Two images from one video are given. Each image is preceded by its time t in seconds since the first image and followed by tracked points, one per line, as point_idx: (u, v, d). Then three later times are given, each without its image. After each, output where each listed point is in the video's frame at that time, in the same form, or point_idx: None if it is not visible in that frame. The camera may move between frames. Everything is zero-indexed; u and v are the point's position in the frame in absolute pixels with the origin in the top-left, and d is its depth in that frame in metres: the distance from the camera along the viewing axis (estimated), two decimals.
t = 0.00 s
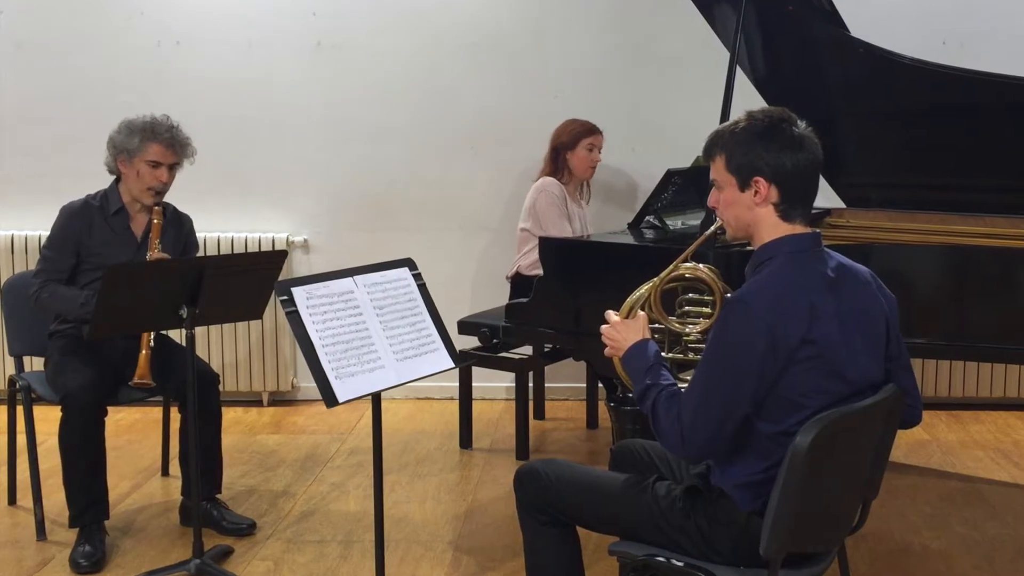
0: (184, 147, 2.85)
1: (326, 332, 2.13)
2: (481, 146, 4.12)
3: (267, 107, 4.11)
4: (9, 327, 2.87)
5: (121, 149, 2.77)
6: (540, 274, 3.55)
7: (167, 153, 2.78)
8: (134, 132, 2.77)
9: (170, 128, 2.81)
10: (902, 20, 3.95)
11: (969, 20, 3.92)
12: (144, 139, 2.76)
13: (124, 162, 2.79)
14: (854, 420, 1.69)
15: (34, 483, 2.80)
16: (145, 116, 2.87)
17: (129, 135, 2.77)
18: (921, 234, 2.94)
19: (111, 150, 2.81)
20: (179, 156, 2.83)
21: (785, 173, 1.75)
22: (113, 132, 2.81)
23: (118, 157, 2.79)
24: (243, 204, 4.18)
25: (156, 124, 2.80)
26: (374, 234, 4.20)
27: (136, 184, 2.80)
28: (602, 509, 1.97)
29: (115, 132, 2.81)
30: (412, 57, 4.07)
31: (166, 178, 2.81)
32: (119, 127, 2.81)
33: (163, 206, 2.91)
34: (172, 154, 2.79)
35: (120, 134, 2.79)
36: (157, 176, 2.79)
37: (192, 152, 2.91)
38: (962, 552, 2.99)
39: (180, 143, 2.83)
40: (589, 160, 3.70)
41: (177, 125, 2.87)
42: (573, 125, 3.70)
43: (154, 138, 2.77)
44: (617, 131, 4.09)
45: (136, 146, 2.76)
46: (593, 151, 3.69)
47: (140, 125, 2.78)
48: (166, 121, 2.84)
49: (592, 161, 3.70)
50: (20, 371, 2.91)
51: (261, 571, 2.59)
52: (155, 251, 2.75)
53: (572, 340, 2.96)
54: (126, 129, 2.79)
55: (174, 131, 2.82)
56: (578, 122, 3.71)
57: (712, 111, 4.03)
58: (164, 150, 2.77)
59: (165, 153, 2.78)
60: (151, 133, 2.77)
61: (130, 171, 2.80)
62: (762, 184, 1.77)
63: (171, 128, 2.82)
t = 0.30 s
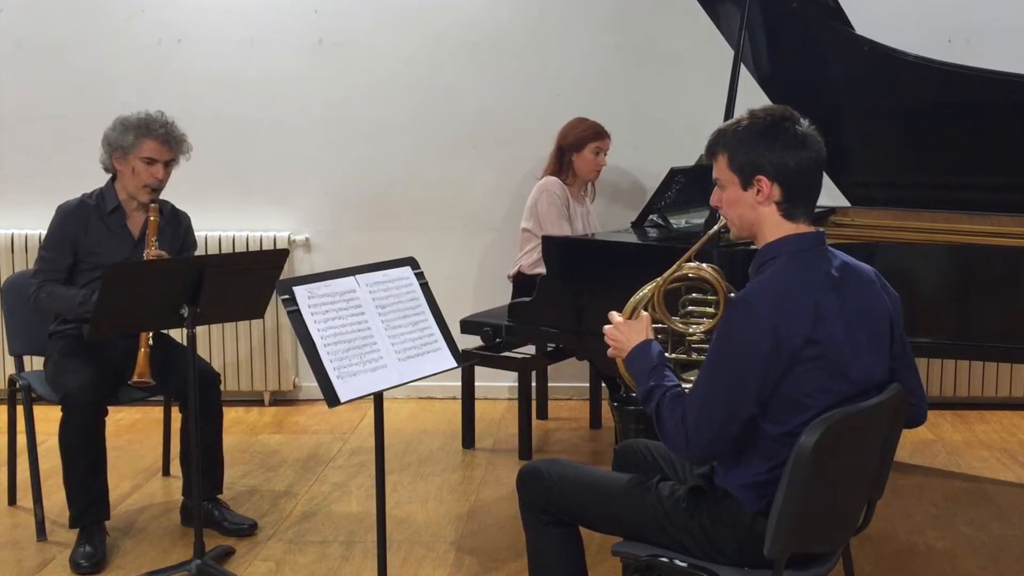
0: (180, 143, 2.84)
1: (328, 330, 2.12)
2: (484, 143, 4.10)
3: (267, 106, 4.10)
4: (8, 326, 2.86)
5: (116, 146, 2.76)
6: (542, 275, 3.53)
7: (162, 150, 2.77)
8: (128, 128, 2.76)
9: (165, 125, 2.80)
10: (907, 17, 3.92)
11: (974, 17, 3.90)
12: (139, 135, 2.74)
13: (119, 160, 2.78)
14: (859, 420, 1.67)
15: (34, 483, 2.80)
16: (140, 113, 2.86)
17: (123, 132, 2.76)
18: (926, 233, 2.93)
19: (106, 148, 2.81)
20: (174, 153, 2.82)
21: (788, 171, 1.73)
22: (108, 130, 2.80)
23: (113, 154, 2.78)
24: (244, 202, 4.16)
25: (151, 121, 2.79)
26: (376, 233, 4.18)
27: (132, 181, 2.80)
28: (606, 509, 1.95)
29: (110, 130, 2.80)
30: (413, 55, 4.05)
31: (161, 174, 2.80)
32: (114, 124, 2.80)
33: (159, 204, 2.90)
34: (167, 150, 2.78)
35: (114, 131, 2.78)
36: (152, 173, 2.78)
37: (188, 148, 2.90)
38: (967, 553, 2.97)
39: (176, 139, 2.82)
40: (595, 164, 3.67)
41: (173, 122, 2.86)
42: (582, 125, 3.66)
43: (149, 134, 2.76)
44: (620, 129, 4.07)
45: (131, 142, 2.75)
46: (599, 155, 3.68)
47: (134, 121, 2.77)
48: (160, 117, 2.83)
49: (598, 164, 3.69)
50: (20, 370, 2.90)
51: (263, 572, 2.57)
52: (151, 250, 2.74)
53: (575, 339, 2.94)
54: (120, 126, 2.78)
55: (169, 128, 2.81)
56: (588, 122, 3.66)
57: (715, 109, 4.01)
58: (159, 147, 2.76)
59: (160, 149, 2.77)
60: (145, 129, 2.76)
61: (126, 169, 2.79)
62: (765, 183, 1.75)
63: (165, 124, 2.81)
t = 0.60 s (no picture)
0: (174, 141, 2.83)
1: (330, 330, 2.11)
2: (486, 141, 4.08)
3: (269, 104, 4.08)
4: (8, 325, 2.85)
5: (109, 146, 2.75)
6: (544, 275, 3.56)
7: (156, 148, 2.76)
8: (121, 128, 2.75)
9: (159, 123, 2.79)
10: (912, 15, 3.90)
11: (980, 14, 3.87)
12: (132, 134, 2.73)
13: (113, 160, 2.77)
14: (864, 421, 1.66)
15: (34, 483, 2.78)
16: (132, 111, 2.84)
17: (116, 132, 2.74)
18: (933, 232, 2.91)
19: (100, 148, 2.79)
20: (169, 151, 2.81)
21: (793, 170, 1.72)
22: (100, 130, 2.79)
23: (108, 154, 2.77)
24: (246, 201, 4.15)
25: (144, 119, 2.77)
26: (378, 232, 4.17)
27: (127, 181, 2.79)
28: (609, 510, 1.94)
29: (103, 129, 2.79)
30: (415, 53, 4.03)
31: (157, 173, 2.78)
32: (107, 123, 2.79)
33: (155, 203, 2.89)
34: (161, 149, 2.77)
35: (107, 130, 2.77)
36: (147, 172, 2.76)
37: (182, 145, 2.88)
38: (973, 553, 2.95)
39: (170, 137, 2.80)
40: (606, 171, 3.66)
41: (166, 120, 2.85)
42: (599, 130, 3.62)
43: (143, 133, 2.75)
44: (623, 128, 4.05)
45: (124, 142, 2.73)
46: (611, 162, 3.66)
47: (127, 121, 2.76)
48: (153, 115, 2.82)
49: (609, 171, 3.67)
50: (20, 369, 2.89)
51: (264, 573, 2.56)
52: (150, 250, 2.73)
53: (578, 338, 2.92)
54: (113, 125, 2.76)
55: (163, 126, 2.80)
56: (605, 128, 3.62)
57: (719, 107, 3.99)
58: (153, 145, 2.75)
59: (155, 148, 2.76)
60: (138, 128, 2.74)
61: (121, 168, 2.78)
62: (769, 182, 1.73)
63: (159, 122, 2.80)
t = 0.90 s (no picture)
0: (164, 131, 2.82)
1: (332, 329, 2.09)
2: (489, 139, 4.07)
3: (271, 102, 4.07)
4: (8, 325, 2.84)
5: (100, 137, 2.74)
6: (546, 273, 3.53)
7: (147, 137, 2.75)
8: (111, 119, 2.74)
9: (148, 113, 2.78)
10: (917, 12, 3.88)
11: (986, 11, 3.85)
12: (122, 124, 2.73)
13: (105, 151, 2.76)
14: (870, 420, 1.64)
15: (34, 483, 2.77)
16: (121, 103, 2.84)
17: (106, 123, 2.74)
18: (941, 230, 2.89)
19: (91, 141, 2.79)
20: (160, 140, 2.80)
21: (797, 170, 1.70)
22: (91, 123, 2.78)
23: (99, 146, 2.76)
24: (247, 199, 4.14)
25: (133, 109, 2.77)
26: (380, 230, 4.15)
27: (120, 172, 2.78)
28: (612, 511, 1.92)
29: (93, 122, 2.78)
30: (418, 51, 4.02)
31: (149, 162, 2.77)
32: (97, 116, 2.78)
33: (150, 195, 2.88)
34: (152, 137, 2.76)
35: (97, 123, 2.76)
36: (139, 161, 2.75)
37: (173, 135, 2.88)
38: (979, 554, 2.93)
39: (160, 126, 2.79)
40: (618, 181, 3.65)
41: (155, 109, 2.84)
42: (615, 143, 3.58)
43: (133, 122, 2.74)
44: (626, 126, 4.03)
45: (114, 132, 2.72)
46: (623, 173, 3.65)
47: (116, 111, 2.75)
48: (142, 104, 2.81)
49: (619, 182, 3.66)
50: (20, 368, 2.87)
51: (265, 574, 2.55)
52: (144, 240, 2.71)
53: (582, 338, 2.91)
54: (103, 117, 2.76)
55: (151, 114, 2.79)
56: (620, 141, 3.59)
57: (723, 105, 3.97)
58: (144, 134, 2.74)
59: (145, 136, 2.75)
60: (128, 118, 2.74)
61: (113, 159, 2.77)
62: (773, 183, 1.71)
63: (148, 111, 2.79)
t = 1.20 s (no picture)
0: (174, 151, 2.77)
1: (334, 328, 2.08)
2: (492, 137, 4.05)
3: (273, 101, 4.05)
4: (8, 325, 2.83)
5: (107, 153, 2.71)
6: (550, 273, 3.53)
7: (154, 158, 2.71)
8: (119, 136, 2.69)
9: (159, 132, 2.73)
10: (923, 9, 3.86)
11: (992, 9, 3.83)
12: (130, 144, 2.68)
13: (111, 166, 2.73)
14: (874, 419, 1.62)
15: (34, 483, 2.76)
16: (132, 116, 2.78)
17: (114, 139, 2.69)
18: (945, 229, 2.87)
19: (97, 153, 2.75)
20: (168, 161, 2.76)
21: (796, 169, 1.68)
22: (99, 134, 2.74)
23: (105, 160, 2.72)
24: (249, 198, 4.12)
25: (143, 127, 2.71)
26: (382, 229, 4.14)
27: (124, 190, 2.75)
28: (616, 512, 1.91)
29: (101, 134, 2.73)
30: (421, 50, 4.00)
31: (154, 183, 2.74)
32: (105, 128, 2.73)
33: (152, 210, 2.85)
34: (159, 159, 2.72)
35: (105, 137, 2.72)
36: (144, 182, 2.72)
37: (182, 153, 2.83)
38: (985, 554, 2.92)
39: (169, 147, 2.74)
40: (619, 185, 3.62)
41: (167, 127, 2.79)
42: (615, 147, 3.56)
43: (141, 142, 2.69)
44: (630, 124, 4.01)
45: (122, 151, 2.69)
46: (623, 176, 3.62)
47: (125, 128, 2.70)
48: (153, 121, 2.75)
49: (621, 185, 3.63)
50: (20, 368, 2.86)
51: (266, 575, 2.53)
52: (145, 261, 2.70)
53: (585, 338, 2.89)
54: (112, 132, 2.71)
55: (161, 135, 2.73)
56: (621, 144, 3.56)
57: (727, 104, 3.95)
58: (151, 155, 2.70)
59: (152, 157, 2.71)
60: (137, 137, 2.69)
61: (118, 176, 2.74)
62: (773, 182, 1.70)
63: (158, 130, 2.74)
